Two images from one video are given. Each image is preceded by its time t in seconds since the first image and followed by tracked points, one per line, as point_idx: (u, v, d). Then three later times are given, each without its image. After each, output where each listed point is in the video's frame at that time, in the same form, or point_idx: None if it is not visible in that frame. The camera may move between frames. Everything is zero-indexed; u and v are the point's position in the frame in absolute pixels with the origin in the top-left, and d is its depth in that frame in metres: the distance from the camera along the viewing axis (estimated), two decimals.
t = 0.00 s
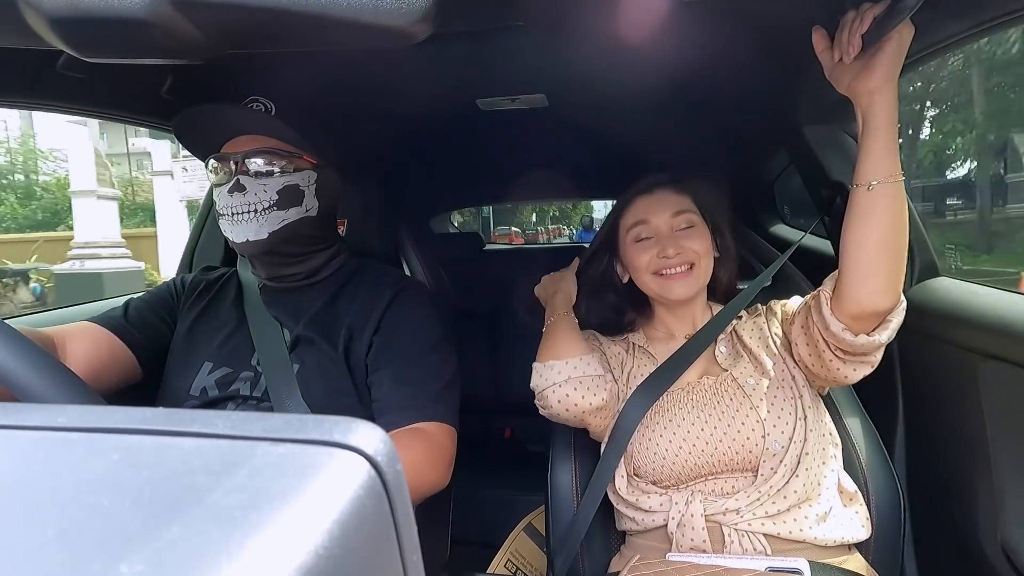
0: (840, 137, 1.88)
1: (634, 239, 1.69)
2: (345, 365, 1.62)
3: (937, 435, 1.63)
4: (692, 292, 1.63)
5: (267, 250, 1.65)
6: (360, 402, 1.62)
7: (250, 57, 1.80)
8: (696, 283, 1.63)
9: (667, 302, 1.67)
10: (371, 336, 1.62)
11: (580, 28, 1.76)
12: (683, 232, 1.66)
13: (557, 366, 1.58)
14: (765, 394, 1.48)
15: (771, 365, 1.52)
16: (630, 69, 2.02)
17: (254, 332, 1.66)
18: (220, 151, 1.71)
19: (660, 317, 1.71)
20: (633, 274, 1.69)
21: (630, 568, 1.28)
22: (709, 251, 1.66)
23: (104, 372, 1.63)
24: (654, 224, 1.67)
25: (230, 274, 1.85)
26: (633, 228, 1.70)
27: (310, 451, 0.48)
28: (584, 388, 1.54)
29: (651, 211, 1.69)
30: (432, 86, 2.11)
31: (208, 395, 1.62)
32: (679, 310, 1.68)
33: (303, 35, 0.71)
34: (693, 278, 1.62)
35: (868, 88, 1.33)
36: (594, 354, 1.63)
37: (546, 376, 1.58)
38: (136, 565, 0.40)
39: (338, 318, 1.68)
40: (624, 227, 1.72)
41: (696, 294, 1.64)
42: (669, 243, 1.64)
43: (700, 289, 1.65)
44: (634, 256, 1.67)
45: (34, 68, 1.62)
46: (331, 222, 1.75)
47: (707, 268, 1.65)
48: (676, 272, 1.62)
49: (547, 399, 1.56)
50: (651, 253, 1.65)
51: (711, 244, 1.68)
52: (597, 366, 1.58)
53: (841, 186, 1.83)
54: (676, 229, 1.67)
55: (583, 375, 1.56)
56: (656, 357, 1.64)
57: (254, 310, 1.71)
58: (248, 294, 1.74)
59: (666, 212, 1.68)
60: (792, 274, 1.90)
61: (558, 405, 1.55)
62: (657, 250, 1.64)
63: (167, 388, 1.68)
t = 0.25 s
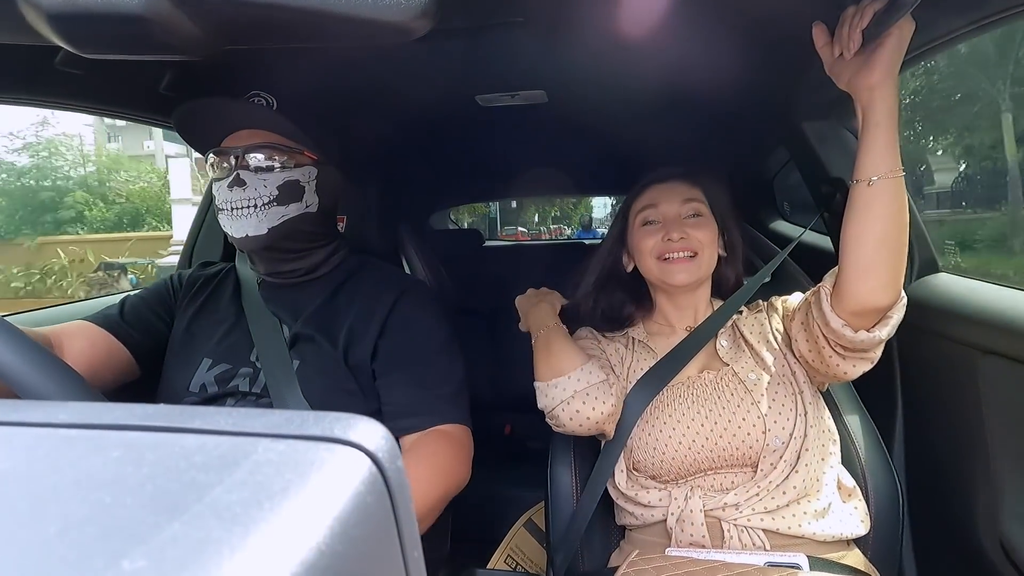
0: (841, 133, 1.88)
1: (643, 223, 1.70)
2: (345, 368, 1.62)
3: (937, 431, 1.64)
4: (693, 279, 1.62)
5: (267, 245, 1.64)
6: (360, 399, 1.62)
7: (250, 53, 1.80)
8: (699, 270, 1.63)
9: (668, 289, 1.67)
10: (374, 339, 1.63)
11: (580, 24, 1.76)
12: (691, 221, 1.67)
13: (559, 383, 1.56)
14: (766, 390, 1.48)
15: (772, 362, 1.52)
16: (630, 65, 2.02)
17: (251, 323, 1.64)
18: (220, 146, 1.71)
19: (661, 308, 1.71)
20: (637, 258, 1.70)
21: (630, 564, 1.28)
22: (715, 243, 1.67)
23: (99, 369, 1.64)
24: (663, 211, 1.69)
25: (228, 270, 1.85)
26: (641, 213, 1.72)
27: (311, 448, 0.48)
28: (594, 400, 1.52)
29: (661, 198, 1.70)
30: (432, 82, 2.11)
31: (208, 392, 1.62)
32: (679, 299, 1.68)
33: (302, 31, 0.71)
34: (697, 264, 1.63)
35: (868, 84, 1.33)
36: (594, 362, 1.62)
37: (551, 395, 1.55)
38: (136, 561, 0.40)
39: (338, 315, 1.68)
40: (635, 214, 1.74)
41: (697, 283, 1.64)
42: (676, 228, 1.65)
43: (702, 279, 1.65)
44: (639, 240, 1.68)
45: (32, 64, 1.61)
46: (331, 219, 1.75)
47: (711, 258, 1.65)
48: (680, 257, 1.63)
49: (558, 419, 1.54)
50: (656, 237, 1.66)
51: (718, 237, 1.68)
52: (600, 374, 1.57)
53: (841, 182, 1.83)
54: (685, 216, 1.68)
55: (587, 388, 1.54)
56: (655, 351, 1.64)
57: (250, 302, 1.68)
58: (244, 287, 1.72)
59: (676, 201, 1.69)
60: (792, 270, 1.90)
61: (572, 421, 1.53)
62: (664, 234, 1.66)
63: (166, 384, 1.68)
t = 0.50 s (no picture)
0: (841, 133, 1.88)
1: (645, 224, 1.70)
2: (346, 371, 1.62)
3: (937, 431, 1.63)
4: (695, 282, 1.62)
5: (267, 246, 1.65)
6: (359, 399, 1.62)
7: (249, 52, 1.80)
8: (699, 272, 1.63)
9: (668, 292, 1.67)
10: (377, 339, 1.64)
11: (579, 23, 1.76)
12: (688, 222, 1.67)
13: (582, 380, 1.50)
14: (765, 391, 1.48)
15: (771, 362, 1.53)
16: (629, 64, 2.02)
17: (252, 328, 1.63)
18: (219, 143, 1.71)
19: (661, 309, 1.71)
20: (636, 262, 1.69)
21: (629, 563, 1.28)
22: (713, 242, 1.67)
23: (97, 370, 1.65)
24: (661, 213, 1.69)
25: (226, 267, 1.85)
26: (639, 216, 1.72)
27: (311, 447, 0.48)
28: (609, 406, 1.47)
29: (658, 200, 1.71)
30: (431, 81, 2.11)
31: (208, 392, 1.61)
32: (677, 301, 1.68)
33: (302, 30, 0.72)
34: (697, 267, 1.63)
35: (868, 83, 1.33)
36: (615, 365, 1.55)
37: (572, 390, 1.50)
38: (135, 560, 0.40)
39: (338, 315, 1.68)
40: (632, 217, 1.74)
41: (698, 285, 1.64)
42: (674, 230, 1.65)
43: (703, 281, 1.65)
44: (638, 244, 1.68)
45: (31, 63, 1.62)
46: (331, 219, 1.75)
47: (710, 259, 1.65)
48: (680, 260, 1.63)
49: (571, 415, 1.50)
50: (655, 240, 1.65)
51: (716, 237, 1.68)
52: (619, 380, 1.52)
53: (840, 182, 1.83)
54: (683, 217, 1.68)
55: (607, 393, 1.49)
56: (655, 351, 1.64)
57: (249, 300, 1.68)
58: (245, 287, 1.72)
59: (674, 202, 1.69)
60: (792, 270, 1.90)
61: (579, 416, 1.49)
62: (663, 236, 1.65)
63: (164, 384, 1.67)
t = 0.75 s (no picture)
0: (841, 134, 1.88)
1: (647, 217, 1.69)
2: (347, 374, 1.62)
3: (937, 432, 1.63)
4: (681, 285, 1.62)
5: (268, 248, 1.64)
6: (358, 400, 1.62)
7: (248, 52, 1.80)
8: (682, 275, 1.63)
9: (658, 302, 1.66)
10: (380, 343, 1.64)
11: (579, 24, 1.76)
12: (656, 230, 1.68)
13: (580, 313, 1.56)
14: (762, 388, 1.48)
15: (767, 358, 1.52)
16: (629, 65, 2.02)
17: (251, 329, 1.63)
18: (223, 141, 1.70)
19: (652, 318, 1.70)
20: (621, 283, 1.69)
21: (629, 564, 1.28)
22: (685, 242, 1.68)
23: (96, 373, 1.66)
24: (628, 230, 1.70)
25: (224, 265, 1.85)
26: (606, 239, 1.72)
27: (310, 447, 0.48)
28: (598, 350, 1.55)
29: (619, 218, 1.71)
30: (431, 82, 2.11)
31: (206, 394, 1.61)
32: (669, 307, 1.67)
33: (301, 30, 0.71)
34: (678, 271, 1.63)
35: (869, 84, 1.33)
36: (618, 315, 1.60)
37: (569, 317, 1.56)
38: (134, 561, 0.40)
39: (338, 316, 1.68)
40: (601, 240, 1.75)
41: (684, 287, 1.64)
42: (646, 243, 1.66)
43: (687, 282, 1.66)
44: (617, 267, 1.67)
45: (31, 62, 1.61)
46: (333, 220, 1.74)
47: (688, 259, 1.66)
48: (661, 268, 1.63)
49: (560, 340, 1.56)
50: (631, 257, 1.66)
51: (686, 237, 1.69)
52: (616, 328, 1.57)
53: (840, 183, 1.83)
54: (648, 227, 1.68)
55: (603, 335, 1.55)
56: (652, 350, 1.64)
57: (250, 301, 1.68)
58: (244, 286, 1.71)
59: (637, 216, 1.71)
60: (791, 270, 1.90)
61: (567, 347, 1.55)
62: (637, 251, 1.66)
63: (163, 385, 1.67)
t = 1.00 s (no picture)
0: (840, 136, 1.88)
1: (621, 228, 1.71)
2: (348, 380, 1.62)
3: (938, 433, 1.63)
4: (662, 289, 1.62)
5: (270, 252, 1.65)
6: (359, 403, 1.62)
7: (249, 57, 1.80)
8: (660, 279, 1.63)
9: (646, 310, 1.66)
10: (384, 353, 1.65)
11: (578, 27, 1.76)
12: (624, 242, 1.68)
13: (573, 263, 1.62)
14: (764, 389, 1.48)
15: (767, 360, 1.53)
16: (629, 67, 2.02)
17: (252, 332, 1.63)
18: (223, 143, 1.70)
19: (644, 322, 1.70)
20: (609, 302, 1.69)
21: (631, 566, 1.28)
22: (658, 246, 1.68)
23: (96, 380, 1.66)
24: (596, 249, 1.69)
25: (223, 267, 1.85)
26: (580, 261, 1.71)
27: (311, 450, 0.48)
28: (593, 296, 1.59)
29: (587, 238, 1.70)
30: (431, 85, 2.11)
31: (206, 400, 1.60)
32: (658, 311, 1.67)
33: (301, 35, 0.72)
34: (656, 276, 1.63)
35: (868, 85, 1.33)
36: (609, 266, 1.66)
37: (563, 267, 1.62)
38: (136, 565, 0.40)
39: (339, 322, 1.68)
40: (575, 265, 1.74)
41: (667, 289, 1.64)
42: (618, 257, 1.65)
43: (668, 284, 1.65)
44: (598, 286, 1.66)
45: (33, 67, 1.62)
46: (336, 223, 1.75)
47: (664, 261, 1.66)
48: (639, 277, 1.63)
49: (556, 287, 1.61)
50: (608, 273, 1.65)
51: (656, 240, 1.68)
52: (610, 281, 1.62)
53: (840, 184, 1.83)
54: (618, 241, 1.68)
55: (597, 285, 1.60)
56: (653, 353, 1.64)
57: (250, 306, 1.68)
58: (245, 289, 1.73)
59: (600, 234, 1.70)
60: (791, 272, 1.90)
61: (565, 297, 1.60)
62: (612, 268, 1.65)
63: (163, 391, 1.67)
